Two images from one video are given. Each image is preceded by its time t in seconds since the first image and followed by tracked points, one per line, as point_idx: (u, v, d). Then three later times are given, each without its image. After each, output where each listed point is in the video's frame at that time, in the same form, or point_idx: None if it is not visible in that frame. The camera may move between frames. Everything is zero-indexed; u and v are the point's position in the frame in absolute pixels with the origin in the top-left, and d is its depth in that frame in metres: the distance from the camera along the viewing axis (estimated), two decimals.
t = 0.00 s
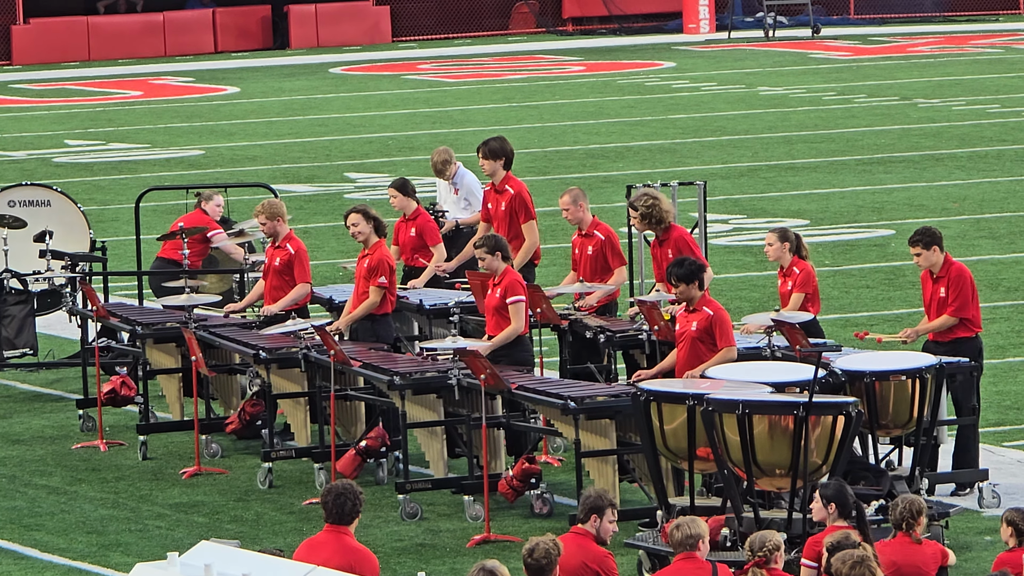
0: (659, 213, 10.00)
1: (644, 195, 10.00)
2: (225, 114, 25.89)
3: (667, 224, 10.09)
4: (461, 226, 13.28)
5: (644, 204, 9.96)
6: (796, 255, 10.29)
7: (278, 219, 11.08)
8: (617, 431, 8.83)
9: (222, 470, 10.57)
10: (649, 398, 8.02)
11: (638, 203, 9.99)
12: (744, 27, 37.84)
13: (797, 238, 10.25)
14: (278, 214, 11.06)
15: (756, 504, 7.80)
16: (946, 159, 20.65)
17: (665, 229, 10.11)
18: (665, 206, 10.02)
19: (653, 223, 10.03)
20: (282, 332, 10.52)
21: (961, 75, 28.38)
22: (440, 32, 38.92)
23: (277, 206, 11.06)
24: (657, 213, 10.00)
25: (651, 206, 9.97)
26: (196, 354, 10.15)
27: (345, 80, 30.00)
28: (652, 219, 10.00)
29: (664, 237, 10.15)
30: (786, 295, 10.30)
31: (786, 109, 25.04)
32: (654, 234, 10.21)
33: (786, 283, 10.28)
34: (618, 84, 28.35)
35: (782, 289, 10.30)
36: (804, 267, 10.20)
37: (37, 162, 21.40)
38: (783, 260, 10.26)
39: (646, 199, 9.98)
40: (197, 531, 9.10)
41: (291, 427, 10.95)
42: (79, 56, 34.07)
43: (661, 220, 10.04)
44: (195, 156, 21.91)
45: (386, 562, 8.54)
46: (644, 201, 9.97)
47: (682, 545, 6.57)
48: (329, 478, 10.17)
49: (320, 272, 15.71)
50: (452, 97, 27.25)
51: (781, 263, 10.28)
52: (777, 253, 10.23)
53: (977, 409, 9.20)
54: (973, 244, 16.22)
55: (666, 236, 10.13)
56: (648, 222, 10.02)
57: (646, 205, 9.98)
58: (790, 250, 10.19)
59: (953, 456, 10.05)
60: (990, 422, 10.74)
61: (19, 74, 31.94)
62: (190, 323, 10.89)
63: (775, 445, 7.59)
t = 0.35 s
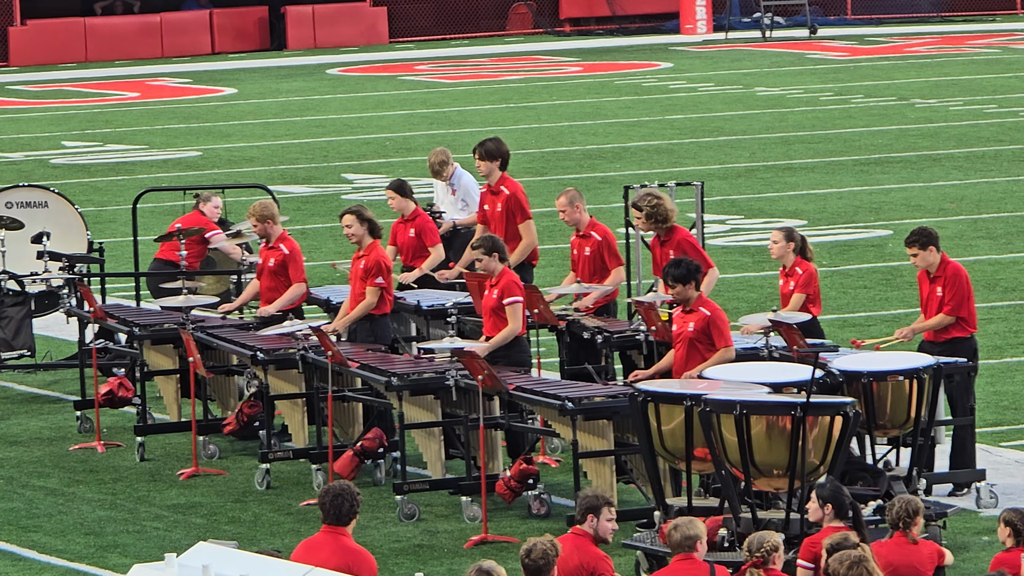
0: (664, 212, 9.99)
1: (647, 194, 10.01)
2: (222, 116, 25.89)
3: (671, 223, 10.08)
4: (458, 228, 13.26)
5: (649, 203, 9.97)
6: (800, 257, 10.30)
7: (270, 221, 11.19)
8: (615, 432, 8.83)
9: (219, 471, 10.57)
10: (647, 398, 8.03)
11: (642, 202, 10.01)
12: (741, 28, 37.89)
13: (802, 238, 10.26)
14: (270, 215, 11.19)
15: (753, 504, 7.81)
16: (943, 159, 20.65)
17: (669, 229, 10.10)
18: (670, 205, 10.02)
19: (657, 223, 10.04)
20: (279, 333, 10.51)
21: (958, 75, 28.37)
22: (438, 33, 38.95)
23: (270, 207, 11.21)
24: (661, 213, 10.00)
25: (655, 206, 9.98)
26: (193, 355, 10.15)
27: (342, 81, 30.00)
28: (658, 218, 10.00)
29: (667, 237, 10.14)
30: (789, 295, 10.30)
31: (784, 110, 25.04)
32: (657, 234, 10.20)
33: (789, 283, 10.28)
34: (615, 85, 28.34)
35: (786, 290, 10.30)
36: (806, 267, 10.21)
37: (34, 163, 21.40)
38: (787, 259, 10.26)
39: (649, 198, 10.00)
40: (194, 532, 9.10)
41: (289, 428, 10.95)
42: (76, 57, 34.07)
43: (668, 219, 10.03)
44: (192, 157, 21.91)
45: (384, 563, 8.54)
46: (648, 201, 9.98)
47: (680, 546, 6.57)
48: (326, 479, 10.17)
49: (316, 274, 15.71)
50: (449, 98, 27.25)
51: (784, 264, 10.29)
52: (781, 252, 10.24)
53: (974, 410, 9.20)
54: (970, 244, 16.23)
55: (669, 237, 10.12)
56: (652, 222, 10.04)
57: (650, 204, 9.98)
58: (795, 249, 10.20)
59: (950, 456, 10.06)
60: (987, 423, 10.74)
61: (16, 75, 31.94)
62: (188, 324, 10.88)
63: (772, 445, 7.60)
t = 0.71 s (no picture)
0: (674, 209, 9.97)
1: (656, 191, 9.99)
2: (221, 115, 25.88)
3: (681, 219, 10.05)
4: (456, 226, 13.29)
5: (658, 201, 9.96)
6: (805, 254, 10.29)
7: (258, 219, 11.14)
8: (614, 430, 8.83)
9: (218, 470, 10.57)
10: (646, 397, 8.02)
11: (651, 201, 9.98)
12: (739, 26, 37.90)
13: (805, 236, 10.28)
14: (257, 213, 11.14)
15: (753, 503, 7.82)
16: (942, 158, 20.66)
17: (676, 227, 10.10)
18: (679, 202, 9.99)
19: (667, 220, 10.01)
20: (278, 332, 10.52)
21: (956, 73, 28.39)
22: (437, 32, 38.95)
23: (257, 205, 11.13)
24: (671, 211, 9.97)
25: (665, 204, 9.96)
26: (193, 354, 10.15)
27: (341, 80, 30.00)
28: (668, 215, 9.98)
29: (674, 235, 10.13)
30: (799, 294, 10.27)
31: (782, 108, 25.04)
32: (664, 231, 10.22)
33: (796, 281, 10.26)
34: (614, 84, 28.34)
35: (794, 288, 10.29)
36: (814, 265, 10.18)
37: (33, 163, 21.39)
38: (794, 259, 10.23)
39: (659, 196, 9.98)
40: (193, 531, 9.10)
41: (287, 427, 10.96)
42: (75, 56, 34.07)
43: (677, 216, 10.00)
44: (190, 156, 21.89)
45: (383, 562, 8.54)
46: (658, 198, 9.97)
47: (678, 545, 6.57)
48: (325, 478, 10.17)
49: (315, 273, 15.70)
50: (447, 97, 27.25)
51: (790, 262, 10.27)
52: (786, 253, 10.22)
53: (972, 408, 9.21)
54: (968, 243, 16.23)
55: (676, 236, 10.15)
56: (661, 219, 10.00)
57: (660, 202, 9.97)
58: (800, 249, 10.18)
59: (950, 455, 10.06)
60: (986, 420, 10.75)
61: (15, 74, 31.92)
62: (187, 323, 10.87)
63: (771, 442, 7.59)
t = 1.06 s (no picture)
0: (678, 208, 10.00)
1: (661, 190, 10.02)
2: (220, 114, 25.87)
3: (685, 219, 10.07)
4: (455, 225, 13.28)
5: (663, 200, 9.98)
6: (806, 254, 10.28)
7: (249, 217, 11.15)
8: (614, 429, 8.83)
9: (218, 470, 10.57)
10: (645, 395, 8.02)
11: (655, 199, 10.01)
12: (738, 25, 37.93)
13: (804, 236, 10.23)
14: (249, 212, 11.15)
15: (752, 502, 7.82)
16: (941, 156, 20.66)
17: (680, 226, 10.11)
18: (683, 201, 10.03)
19: (671, 219, 10.02)
20: (276, 332, 10.51)
21: (956, 72, 28.40)
22: (436, 31, 38.95)
23: (248, 203, 11.14)
24: (676, 209, 10.00)
25: (670, 202, 9.98)
26: (192, 353, 10.15)
27: (340, 80, 30.00)
28: (673, 214, 10.00)
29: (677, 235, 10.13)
30: (802, 293, 10.27)
31: (782, 107, 25.05)
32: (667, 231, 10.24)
33: (798, 280, 10.26)
34: (613, 83, 28.34)
35: (796, 288, 10.29)
36: (816, 264, 10.19)
37: (32, 162, 21.38)
38: (794, 259, 10.22)
39: (664, 195, 10.00)
40: (193, 531, 9.10)
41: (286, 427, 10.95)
42: (74, 56, 34.07)
43: (682, 215, 10.02)
44: (190, 156, 21.88)
45: (382, 561, 8.54)
46: (663, 197, 9.99)
47: (677, 545, 6.58)
48: (325, 477, 10.17)
49: (315, 272, 15.71)
50: (447, 96, 27.25)
51: (791, 263, 10.26)
52: (786, 254, 10.19)
53: (972, 407, 9.22)
54: (968, 241, 16.24)
55: (678, 235, 10.15)
56: (665, 218, 10.03)
57: (665, 201, 9.99)
58: (800, 249, 10.15)
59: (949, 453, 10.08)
60: (986, 419, 10.75)
61: (14, 74, 31.92)
62: (186, 323, 10.87)
63: (770, 441, 7.59)
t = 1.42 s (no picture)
0: (670, 210, 10.01)
1: (655, 190, 10.02)
2: (220, 112, 25.86)
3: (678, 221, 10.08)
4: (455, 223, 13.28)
5: (656, 200, 9.98)
6: (807, 251, 10.28)
7: (248, 213, 11.19)
8: (614, 427, 8.83)
9: (218, 467, 10.57)
10: (645, 392, 8.02)
11: (649, 198, 10.02)
12: (739, 23, 37.92)
13: (806, 233, 10.24)
14: (249, 208, 11.18)
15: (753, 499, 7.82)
16: (942, 154, 20.65)
17: (674, 227, 10.11)
18: (676, 203, 10.03)
19: (664, 220, 10.05)
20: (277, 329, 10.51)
21: (956, 69, 28.38)
22: (437, 28, 38.93)
23: (248, 200, 11.18)
24: (668, 210, 10.01)
25: (663, 203, 9.99)
26: (192, 351, 10.15)
27: (341, 77, 29.99)
28: (665, 215, 10.01)
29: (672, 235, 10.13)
30: (801, 290, 10.27)
31: (782, 105, 25.03)
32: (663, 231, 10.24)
33: (798, 277, 10.26)
34: (613, 80, 28.32)
35: (795, 285, 10.29)
36: (816, 262, 10.19)
37: (32, 160, 21.37)
38: (795, 256, 10.23)
39: (658, 195, 10.00)
40: (193, 529, 9.09)
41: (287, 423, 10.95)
42: (74, 54, 34.07)
43: (675, 216, 10.03)
44: (191, 153, 21.89)
45: (383, 558, 8.54)
46: (656, 198, 9.99)
47: (678, 542, 6.58)
48: (325, 475, 10.16)
49: (315, 270, 15.70)
50: (447, 94, 27.24)
51: (792, 260, 10.27)
52: (788, 250, 10.21)
53: (972, 405, 9.22)
54: (969, 239, 16.23)
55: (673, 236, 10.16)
56: (659, 219, 10.04)
57: (658, 201, 9.99)
58: (801, 246, 10.16)
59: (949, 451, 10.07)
60: (987, 417, 10.74)
61: (14, 72, 31.91)
62: (187, 321, 10.90)
63: (771, 439, 7.59)
